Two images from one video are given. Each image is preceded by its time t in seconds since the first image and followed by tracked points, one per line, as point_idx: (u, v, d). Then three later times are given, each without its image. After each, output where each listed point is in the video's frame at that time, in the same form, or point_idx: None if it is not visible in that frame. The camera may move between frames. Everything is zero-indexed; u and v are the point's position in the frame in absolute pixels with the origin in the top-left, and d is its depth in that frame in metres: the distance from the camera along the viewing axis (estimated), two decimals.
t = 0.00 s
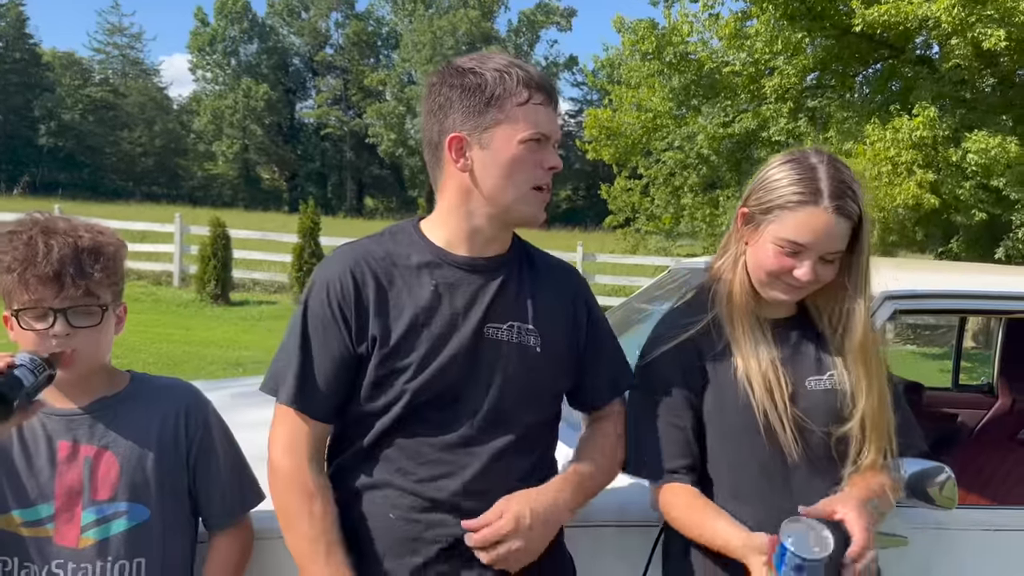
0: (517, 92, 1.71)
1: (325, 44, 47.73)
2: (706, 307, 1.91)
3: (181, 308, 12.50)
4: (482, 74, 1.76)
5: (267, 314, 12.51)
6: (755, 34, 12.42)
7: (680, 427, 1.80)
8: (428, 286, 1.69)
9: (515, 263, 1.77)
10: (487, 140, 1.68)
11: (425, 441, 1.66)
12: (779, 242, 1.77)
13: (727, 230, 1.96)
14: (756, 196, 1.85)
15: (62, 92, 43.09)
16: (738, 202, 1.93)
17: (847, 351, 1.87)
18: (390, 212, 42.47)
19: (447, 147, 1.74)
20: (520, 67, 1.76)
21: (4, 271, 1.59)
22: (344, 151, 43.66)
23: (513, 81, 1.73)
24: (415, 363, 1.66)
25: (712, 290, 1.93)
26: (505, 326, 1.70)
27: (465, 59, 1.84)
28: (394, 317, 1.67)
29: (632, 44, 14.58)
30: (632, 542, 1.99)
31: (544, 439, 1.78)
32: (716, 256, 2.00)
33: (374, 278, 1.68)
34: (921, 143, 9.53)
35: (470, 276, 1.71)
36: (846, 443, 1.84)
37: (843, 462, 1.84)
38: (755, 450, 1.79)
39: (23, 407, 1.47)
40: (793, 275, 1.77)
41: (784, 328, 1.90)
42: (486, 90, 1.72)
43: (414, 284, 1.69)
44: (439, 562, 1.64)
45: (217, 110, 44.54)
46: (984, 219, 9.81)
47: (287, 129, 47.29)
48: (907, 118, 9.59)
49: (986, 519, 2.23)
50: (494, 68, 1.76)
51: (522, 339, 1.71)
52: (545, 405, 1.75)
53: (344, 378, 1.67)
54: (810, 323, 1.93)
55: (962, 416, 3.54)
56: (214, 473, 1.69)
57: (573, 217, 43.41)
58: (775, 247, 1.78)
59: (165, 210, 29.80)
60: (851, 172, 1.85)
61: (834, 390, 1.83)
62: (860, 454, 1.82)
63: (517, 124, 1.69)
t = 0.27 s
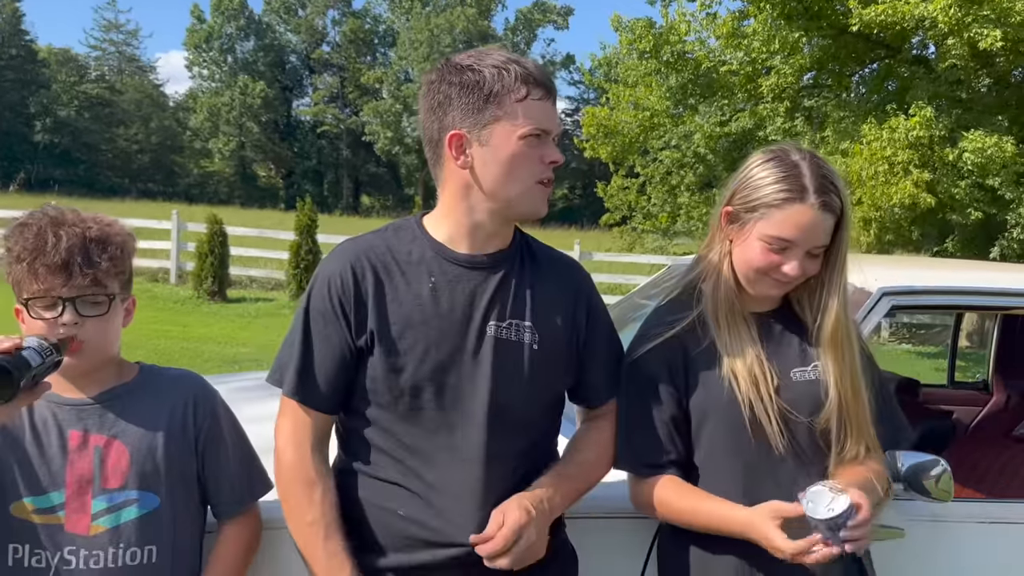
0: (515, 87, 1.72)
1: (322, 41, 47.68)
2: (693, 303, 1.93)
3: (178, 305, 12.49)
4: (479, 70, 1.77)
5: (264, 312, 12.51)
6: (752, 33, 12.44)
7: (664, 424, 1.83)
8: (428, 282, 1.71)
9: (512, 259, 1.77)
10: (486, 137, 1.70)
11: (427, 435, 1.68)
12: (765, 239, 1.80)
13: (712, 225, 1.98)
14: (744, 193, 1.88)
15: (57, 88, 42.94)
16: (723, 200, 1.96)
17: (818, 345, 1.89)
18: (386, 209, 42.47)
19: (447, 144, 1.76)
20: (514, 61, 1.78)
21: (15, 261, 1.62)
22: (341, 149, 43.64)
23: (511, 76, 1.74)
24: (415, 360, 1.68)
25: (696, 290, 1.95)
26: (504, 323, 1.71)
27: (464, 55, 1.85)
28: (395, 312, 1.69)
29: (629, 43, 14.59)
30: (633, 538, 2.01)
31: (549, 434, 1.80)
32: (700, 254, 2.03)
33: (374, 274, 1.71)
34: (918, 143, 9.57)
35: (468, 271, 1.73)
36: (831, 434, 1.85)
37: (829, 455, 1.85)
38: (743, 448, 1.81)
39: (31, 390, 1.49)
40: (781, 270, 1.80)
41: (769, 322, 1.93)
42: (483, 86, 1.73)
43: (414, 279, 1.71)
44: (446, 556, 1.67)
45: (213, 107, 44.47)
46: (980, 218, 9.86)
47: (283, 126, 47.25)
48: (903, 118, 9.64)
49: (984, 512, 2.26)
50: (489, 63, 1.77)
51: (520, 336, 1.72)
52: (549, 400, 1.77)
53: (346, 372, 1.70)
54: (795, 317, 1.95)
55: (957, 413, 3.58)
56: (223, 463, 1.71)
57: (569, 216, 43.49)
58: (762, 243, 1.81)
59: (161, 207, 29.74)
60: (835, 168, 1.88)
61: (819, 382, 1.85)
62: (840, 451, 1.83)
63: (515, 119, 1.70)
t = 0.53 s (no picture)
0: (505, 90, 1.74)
1: (320, 41, 47.67)
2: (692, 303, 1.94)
3: (175, 304, 12.49)
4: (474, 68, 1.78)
5: (262, 311, 12.52)
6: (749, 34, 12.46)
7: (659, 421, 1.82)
8: (429, 280, 1.73)
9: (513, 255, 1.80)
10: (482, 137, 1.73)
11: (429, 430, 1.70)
12: (764, 240, 1.83)
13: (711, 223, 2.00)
14: (741, 193, 1.90)
15: (53, 87, 42.83)
16: (719, 200, 1.97)
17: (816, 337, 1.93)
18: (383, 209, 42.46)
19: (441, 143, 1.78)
20: (505, 60, 1.78)
21: (26, 254, 1.64)
22: (338, 149, 43.64)
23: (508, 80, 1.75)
24: (416, 357, 1.69)
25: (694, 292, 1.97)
26: (507, 319, 1.73)
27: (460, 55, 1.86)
28: (396, 309, 1.71)
29: (627, 44, 14.61)
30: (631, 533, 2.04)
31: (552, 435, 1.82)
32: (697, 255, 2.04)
33: (375, 272, 1.73)
34: (914, 145, 9.61)
35: (467, 267, 1.75)
36: (836, 425, 1.90)
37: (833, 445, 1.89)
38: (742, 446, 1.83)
39: (40, 379, 1.51)
40: (781, 270, 1.83)
41: (768, 319, 1.95)
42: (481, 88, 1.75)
43: (416, 276, 1.73)
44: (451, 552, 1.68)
45: (210, 106, 44.43)
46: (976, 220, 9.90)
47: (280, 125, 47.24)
48: (900, 120, 9.69)
49: (981, 507, 2.29)
50: (478, 64, 1.79)
51: (520, 331, 1.74)
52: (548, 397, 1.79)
53: (349, 370, 1.72)
54: (793, 314, 1.98)
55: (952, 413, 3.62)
56: (229, 457, 1.73)
57: (566, 216, 43.55)
58: (763, 244, 1.83)
59: (158, 206, 29.68)
60: (828, 168, 1.91)
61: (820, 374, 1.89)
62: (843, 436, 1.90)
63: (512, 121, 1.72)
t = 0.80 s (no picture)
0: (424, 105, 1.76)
1: (312, 46, 47.69)
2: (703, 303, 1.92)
3: (166, 310, 12.45)
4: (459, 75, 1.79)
5: (253, 316, 12.48)
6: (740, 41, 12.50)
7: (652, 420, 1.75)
8: (407, 279, 1.75)
9: (495, 260, 1.79)
10: (450, 132, 1.71)
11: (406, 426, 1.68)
12: (786, 253, 1.82)
13: (730, 236, 1.99)
14: (760, 207, 1.89)
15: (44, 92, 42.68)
16: (739, 213, 1.96)
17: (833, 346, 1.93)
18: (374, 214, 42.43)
19: (404, 138, 1.77)
20: (441, 75, 1.77)
21: (18, 260, 1.65)
22: (329, 154, 43.61)
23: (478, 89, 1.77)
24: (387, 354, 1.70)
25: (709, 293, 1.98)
26: (482, 318, 1.72)
27: (451, 65, 1.87)
28: (373, 309, 1.73)
29: (618, 51, 14.66)
30: (619, 537, 2.06)
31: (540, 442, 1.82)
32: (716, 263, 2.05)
33: (353, 275, 1.76)
34: (903, 150, 9.67)
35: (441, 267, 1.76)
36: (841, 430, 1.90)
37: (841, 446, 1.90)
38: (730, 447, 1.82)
39: (34, 384, 1.52)
40: (800, 283, 1.82)
41: (786, 328, 1.94)
42: (455, 91, 1.75)
43: (395, 277, 1.75)
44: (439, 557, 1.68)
45: (201, 112, 44.38)
46: (964, 225, 9.99)
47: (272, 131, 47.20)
48: (889, 126, 9.74)
49: (960, 511, 2.31)
50: (419, 80, 1.79)
51: (496, 329, 1.71)
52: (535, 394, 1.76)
53: (321, 368, 1.74)
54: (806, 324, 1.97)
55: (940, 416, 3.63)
56: (222, 462, 1.75)
57: (558, 222, 43.65)
58: (783, 257, 1.82)
59: (149, 211, 29.56)
60: (846, 181, 1.91)
61: (828, 378, 1.91)
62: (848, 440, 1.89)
63: (475, 124, 1.75)
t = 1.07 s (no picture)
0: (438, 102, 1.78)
1: (310, 48, 47.69)
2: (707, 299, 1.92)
3: (165, 312, 12.46)
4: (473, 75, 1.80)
5: (253, 319, 12.48)
6: (739, 42, 12.50)
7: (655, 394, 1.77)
8: (408, 280, 1.74)
9: (498, 262, 1.78)
10: (468, 127, 1.74)
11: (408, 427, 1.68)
12: (796, 257, 1.82)
13: (738, 235, 1.99)
14: (768, 208, 1.89)
15: (43, 95, 42.68)
16: (748, 214, 1.96)
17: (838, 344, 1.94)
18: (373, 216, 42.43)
19: (418, 131, 1.78)
20: (459, 73, 1.79)
21: (22, 262, 1.65)
22: (328, 156, 43.61)
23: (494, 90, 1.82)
24: (389, 355, 1.70)
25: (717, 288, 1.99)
26: (481, 322, 1.71)
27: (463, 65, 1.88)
28: (376, 310, 1.73)
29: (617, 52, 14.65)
30: (622, 537, 2.06)
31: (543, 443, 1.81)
32: (723, 260, 2.05)
33: (355, 275, 1.75)
34: (902, 150, 9.67)
35: (445, 267, 1.76)
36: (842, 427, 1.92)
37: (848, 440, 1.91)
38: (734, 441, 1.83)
39: (40, 388, 1.51)
40: (807, 286, 1.84)
41: (790, 326, 1.95)
42: (474, 89, 1.78)
43: (396, 278, 1.75)
44: (440, 557, 1.67)
45: (200, 114, 44.39)
46: (963, 224, 10.01)
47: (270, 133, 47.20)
48: (888, 125, 9.75)
49: (961, 510, 2.31)
50: (436, 78, 1.80)
51: (497, 332, 1.71)
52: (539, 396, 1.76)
53: (324, 370, 1.74)
54: (811, 325, 1.98)
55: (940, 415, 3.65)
56: (225, 464, 1.75)
57: (557, 223, 43.70)
58: (792, 261, 1.83)
59: (148, 214, 29.53)
60: (856, 184, 1.92)
61: (831, 375, 1.92)
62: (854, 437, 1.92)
63: (489, 124, 1.78)
